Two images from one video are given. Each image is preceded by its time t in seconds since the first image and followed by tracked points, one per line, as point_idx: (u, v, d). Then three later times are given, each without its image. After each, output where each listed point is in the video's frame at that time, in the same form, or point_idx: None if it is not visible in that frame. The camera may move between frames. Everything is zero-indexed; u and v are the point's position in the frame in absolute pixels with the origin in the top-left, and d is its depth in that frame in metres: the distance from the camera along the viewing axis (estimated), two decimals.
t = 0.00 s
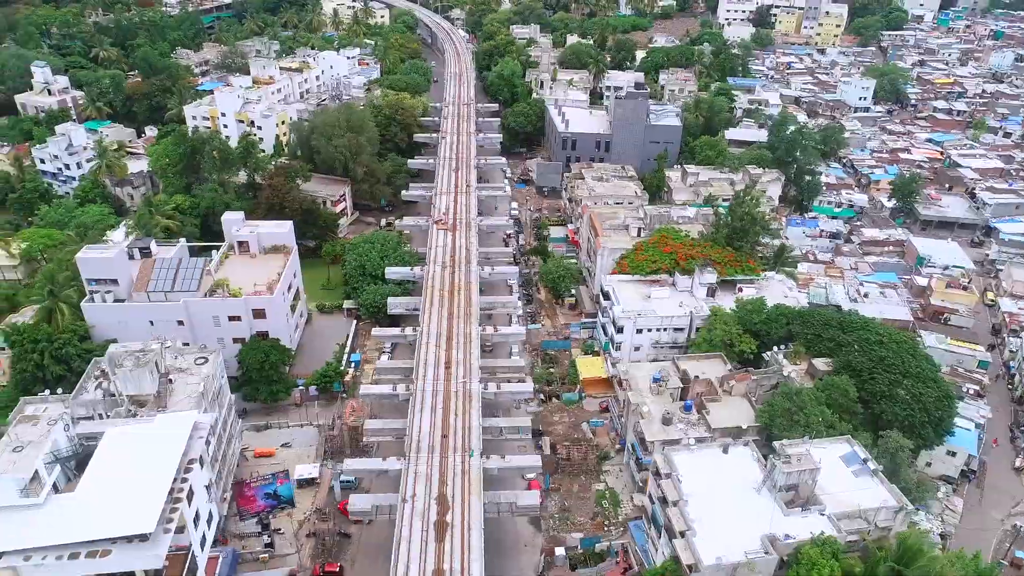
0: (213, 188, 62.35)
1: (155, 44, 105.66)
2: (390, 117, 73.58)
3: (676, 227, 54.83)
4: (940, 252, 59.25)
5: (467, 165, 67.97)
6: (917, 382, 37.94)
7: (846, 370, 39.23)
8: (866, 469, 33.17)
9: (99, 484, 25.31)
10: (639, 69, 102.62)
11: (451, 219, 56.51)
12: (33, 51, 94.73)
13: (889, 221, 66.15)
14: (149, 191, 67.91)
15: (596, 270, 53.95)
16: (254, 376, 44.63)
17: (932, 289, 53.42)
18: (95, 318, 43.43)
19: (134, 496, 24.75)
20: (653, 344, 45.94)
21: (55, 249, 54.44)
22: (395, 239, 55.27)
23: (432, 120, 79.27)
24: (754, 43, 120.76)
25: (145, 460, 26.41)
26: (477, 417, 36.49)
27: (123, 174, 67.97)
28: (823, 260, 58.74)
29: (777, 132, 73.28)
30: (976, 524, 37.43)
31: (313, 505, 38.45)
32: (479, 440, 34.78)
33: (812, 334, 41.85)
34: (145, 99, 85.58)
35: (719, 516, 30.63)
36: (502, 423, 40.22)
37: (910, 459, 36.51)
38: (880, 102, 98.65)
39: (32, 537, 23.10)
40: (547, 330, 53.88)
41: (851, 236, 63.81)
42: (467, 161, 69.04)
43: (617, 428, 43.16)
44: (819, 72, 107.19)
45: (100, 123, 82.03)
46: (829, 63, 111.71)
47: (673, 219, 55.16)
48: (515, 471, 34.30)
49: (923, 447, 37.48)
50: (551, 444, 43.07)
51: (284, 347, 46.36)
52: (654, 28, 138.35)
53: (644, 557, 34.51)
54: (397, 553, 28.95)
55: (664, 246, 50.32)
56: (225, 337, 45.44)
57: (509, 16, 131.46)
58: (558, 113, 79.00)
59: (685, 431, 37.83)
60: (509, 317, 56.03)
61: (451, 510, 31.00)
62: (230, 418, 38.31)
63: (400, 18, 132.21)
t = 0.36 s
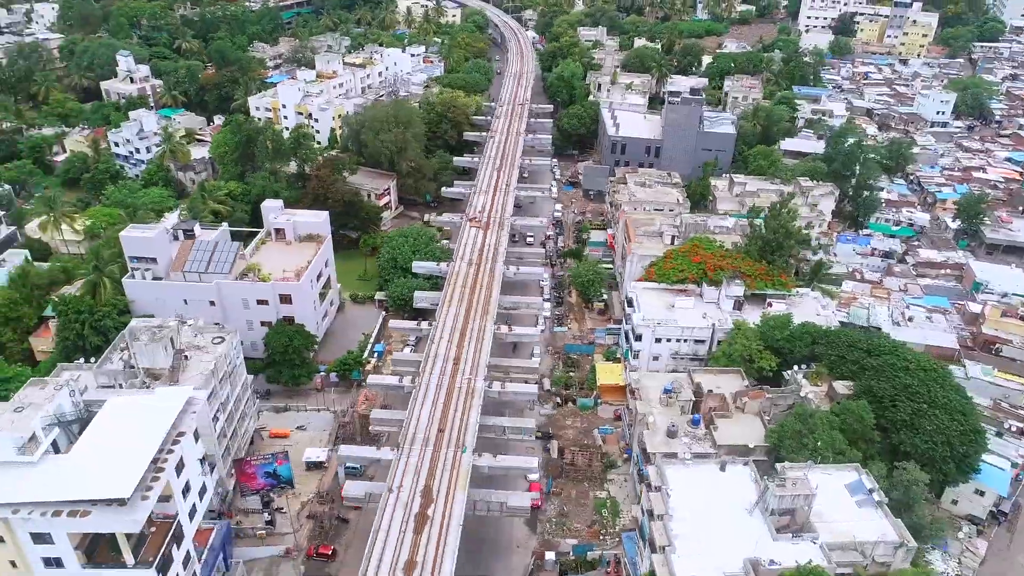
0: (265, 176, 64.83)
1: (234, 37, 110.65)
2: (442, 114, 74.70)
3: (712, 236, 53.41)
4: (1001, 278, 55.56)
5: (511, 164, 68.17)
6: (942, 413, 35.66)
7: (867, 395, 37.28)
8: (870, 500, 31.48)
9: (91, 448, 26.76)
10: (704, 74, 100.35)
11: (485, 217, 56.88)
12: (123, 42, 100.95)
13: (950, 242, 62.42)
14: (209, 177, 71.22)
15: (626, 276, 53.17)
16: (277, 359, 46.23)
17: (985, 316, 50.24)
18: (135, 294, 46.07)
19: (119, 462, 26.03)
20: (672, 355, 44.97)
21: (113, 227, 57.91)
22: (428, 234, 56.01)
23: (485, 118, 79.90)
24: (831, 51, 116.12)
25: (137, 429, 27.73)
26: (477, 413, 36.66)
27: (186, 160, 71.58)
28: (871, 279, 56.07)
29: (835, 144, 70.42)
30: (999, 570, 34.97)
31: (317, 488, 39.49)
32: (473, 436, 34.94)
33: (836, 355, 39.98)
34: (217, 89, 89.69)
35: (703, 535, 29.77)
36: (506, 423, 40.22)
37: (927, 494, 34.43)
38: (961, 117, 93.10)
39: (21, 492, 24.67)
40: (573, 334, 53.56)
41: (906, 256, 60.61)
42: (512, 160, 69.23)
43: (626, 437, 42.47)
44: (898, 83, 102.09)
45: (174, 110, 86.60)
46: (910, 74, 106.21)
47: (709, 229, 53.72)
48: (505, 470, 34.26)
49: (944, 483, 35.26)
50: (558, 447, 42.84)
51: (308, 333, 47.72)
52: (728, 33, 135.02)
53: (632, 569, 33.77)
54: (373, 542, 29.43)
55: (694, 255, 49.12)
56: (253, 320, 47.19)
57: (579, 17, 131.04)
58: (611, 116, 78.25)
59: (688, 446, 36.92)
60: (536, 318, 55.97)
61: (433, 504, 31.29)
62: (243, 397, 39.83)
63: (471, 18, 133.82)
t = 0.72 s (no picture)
0: (312, 168, 66.79)
1: (303, 33, 114.43)
2: (490, 113, 75.41)
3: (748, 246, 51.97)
4: None
5: (553, 166, 68.05)
6: (966, 444, 33.65)
7: (887, 420, 35.60)
8: (875, 529, 29.98)
9: (97, 417, 28.26)
10: (766, 81, 97.64)
11: (518, 217, 57.08)
12: (199, 35, 105.81)
13: (1012, 265, 58.77)
14: (263, 167, 73.82)
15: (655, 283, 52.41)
16: (303, 346, 47.62)
17: None
18: (175, 276, 48.36)
19: (119, 432, 27.37)
20: (692, 365, 44.07)
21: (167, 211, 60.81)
22: (461, 231, 56.47)
23: (533, 119, 80.08)
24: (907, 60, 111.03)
25: (142, 402, 29.09)
26: (480, 410, 36.89)
27: (243, 150, 74.45)
28: (918, 300, 53.40)
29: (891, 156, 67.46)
30: None
31: (327, 473, 40.49)
32: (473, 432, 35.20)
33: (859, 376, 38.33)
34: (280, 83, 92.90)
35: (690, 549, 29.05)
36: (514, 422, 40.26)
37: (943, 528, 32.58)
38: None
39: (27, 454, 26.28)
40: (599, 338, 53.14)
41: (961, 277, 57.49)
42: (554, 162, 69.09)
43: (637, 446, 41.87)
44: (977, 96, 96.72)
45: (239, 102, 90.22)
46: (992, 87, 100.47)
47: (745, 238, 52.25)
48: (502, 469, 34.34)
49: (964, 518, 33.28)
50: (568, 451, 42.59)
51: (335, 322, 48.93)
52: (800, 39, 130.89)
53: None
54: (360, 529, 30.02)
55: (724, 264, 47.93)
56: (283, 306, 48.74)
57: (644, 20, 129.58)
58: (661, 121, 77.14)
59: (692, 459, 36.15)
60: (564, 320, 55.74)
61: (424, 496, 31.69)
62: (262, 380, 41.22)
63: (536, 18, 134.17)
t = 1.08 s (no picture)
0: (358, 162, 68.36)
1: (368, 30, 117.10)
2: (537, 114, 75.63)
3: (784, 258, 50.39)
4: None
5: (595, 168, 67.55)
6: (989, 477, 31.69)
7: (906, 446, 33.97)
8: (877, 558, 28.63)
9: (109, 389, 29.70)
10: (830, 89, 94.39)
11: (552, 218, 57.07)
12: (268, 31, 109.81)
13: None
14: (314, 159, 75.99)
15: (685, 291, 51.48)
16: (329, 335, 48.84)
17: None
18: (214, 261, 50.40)
19: (126, 405, 28.70)
20: (712, 377, 43.03)
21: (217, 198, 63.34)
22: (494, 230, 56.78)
23: (582, 121, 79.71)
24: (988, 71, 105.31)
25: (152, 378, 30.41)
26: (485, 407, 37.12)
27: (296, 142, 76.79)
28: (966, 324, 50.67)
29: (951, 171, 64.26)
30: None
31: (339, 459, 41.41)
32: (475, 429, 35.45)
33: (882, 399, 36.72)
34: (339, 78, 95.36)
35: (679, 562, 28.44)
36: (522, 423, 40.31)
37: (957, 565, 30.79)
38: None
39: (40, 420, 27.84)
40: (625, 344, 52.56)
41: (1018, 302, 54.25)
42: (596, 164, 68.54)
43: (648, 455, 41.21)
44: None
45: (299, 96, 93.14)
46: None
47: (781, 250, 50.66)
48: (501, 468, 34.42)
49: (983, 556, 31.34)
50: (579, 455, 42.34)
51: (361, 314, 49.92)
52: (874, 46, 125.92)
53: None
54: (352, 516, 30.60)
55: (754, 275, 46.65)
56: (313, 295, 50.09)
57: (710, 24, 127.06)
58: (711, 128, 75.61)
59: (697, 472, 35.38)
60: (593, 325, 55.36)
61: (418, 489, 32.08)
62: (283, 365, 42.51)
63: (599, 19, 133.58)
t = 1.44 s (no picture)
0: (391, 159, 69.32)
1: (416, 29, 118.49)
2: (573, 116, 75.30)
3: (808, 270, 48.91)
4: None
5: (626, 172, 66.84)
6: (996, 507, 30.24)
7: (911, 470, 32.65)
8: None
9: (112, 368, 30.91)
10: (883, 98, 91.16)
11: (574, 221, 56.81)
12: (321, 28, 112.35)
13: None
14: (351, 154, 77.39)
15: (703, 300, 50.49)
16: (345, 327, 49.68)
17: None
18: (239, 250, 51.87)
19: (125, 384, 29.82)
20: (721, 388, 42.12)
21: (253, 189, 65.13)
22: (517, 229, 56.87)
23: (618, 123, 79.01)
24: None
25: (154, 359, 31.49)
26: (482, 406, 37.23)
27: (335, 137, 78.35)
28: (1002, 347, 48.25)
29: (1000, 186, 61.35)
30: None
31: (343, 450, 42.11)
32: (469, 426, 35.59)
33: (892, 420, 35.37)
34: (383, 76, 96.91)
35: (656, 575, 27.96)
36: (523, 424, 40.23)
37: None
38: None
39: (43, 395, 29.16)
40: (641, 350, 51.90)
41: None
42: (628, 168, 67.80)
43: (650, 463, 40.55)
44: None
45: (344, 92, 94.96)
46: None
47: (806, 262, 49.19)
48: (491, 467, 34.46)
49: None
50: (581, 460, 42.03)
51: (378, 308, 50.63)
52: (937, 54, 121.02)
53: None
54: (337, 506, 31.16)
55: (773, 286, 45.47)
56: (333, 288, 51.04)
57: (764, 28, 124.19)
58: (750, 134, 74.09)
59: (691, 484, 34.72)
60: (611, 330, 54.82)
61: (405, 483, 32.42)
62: (294, 355, 43.46)
63: (650, 22, 132.14)
